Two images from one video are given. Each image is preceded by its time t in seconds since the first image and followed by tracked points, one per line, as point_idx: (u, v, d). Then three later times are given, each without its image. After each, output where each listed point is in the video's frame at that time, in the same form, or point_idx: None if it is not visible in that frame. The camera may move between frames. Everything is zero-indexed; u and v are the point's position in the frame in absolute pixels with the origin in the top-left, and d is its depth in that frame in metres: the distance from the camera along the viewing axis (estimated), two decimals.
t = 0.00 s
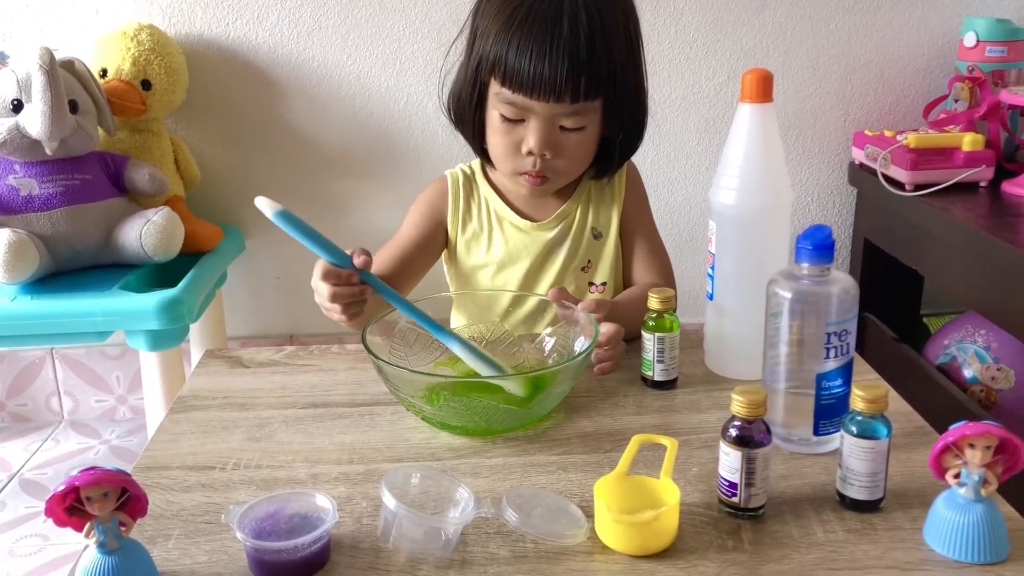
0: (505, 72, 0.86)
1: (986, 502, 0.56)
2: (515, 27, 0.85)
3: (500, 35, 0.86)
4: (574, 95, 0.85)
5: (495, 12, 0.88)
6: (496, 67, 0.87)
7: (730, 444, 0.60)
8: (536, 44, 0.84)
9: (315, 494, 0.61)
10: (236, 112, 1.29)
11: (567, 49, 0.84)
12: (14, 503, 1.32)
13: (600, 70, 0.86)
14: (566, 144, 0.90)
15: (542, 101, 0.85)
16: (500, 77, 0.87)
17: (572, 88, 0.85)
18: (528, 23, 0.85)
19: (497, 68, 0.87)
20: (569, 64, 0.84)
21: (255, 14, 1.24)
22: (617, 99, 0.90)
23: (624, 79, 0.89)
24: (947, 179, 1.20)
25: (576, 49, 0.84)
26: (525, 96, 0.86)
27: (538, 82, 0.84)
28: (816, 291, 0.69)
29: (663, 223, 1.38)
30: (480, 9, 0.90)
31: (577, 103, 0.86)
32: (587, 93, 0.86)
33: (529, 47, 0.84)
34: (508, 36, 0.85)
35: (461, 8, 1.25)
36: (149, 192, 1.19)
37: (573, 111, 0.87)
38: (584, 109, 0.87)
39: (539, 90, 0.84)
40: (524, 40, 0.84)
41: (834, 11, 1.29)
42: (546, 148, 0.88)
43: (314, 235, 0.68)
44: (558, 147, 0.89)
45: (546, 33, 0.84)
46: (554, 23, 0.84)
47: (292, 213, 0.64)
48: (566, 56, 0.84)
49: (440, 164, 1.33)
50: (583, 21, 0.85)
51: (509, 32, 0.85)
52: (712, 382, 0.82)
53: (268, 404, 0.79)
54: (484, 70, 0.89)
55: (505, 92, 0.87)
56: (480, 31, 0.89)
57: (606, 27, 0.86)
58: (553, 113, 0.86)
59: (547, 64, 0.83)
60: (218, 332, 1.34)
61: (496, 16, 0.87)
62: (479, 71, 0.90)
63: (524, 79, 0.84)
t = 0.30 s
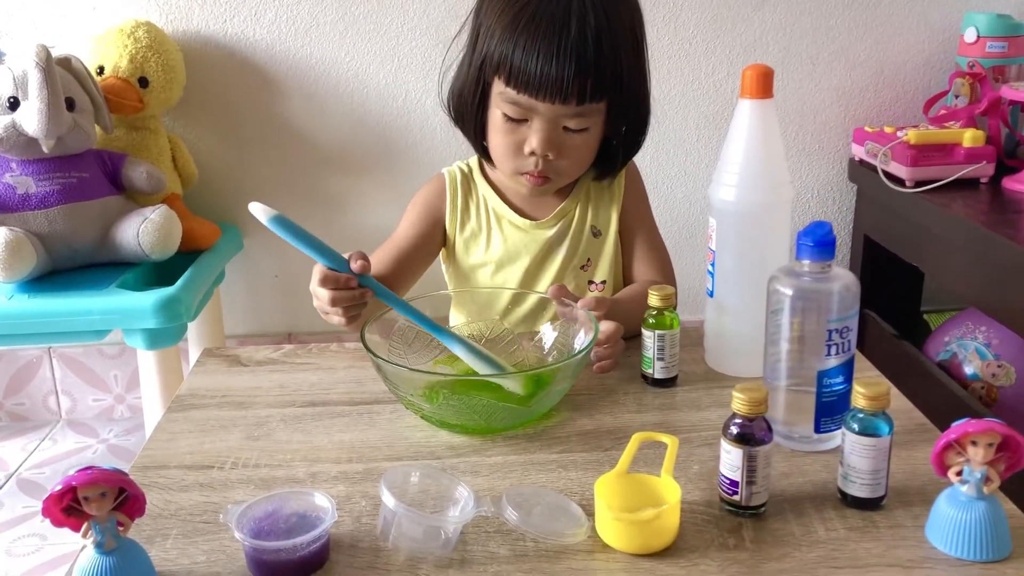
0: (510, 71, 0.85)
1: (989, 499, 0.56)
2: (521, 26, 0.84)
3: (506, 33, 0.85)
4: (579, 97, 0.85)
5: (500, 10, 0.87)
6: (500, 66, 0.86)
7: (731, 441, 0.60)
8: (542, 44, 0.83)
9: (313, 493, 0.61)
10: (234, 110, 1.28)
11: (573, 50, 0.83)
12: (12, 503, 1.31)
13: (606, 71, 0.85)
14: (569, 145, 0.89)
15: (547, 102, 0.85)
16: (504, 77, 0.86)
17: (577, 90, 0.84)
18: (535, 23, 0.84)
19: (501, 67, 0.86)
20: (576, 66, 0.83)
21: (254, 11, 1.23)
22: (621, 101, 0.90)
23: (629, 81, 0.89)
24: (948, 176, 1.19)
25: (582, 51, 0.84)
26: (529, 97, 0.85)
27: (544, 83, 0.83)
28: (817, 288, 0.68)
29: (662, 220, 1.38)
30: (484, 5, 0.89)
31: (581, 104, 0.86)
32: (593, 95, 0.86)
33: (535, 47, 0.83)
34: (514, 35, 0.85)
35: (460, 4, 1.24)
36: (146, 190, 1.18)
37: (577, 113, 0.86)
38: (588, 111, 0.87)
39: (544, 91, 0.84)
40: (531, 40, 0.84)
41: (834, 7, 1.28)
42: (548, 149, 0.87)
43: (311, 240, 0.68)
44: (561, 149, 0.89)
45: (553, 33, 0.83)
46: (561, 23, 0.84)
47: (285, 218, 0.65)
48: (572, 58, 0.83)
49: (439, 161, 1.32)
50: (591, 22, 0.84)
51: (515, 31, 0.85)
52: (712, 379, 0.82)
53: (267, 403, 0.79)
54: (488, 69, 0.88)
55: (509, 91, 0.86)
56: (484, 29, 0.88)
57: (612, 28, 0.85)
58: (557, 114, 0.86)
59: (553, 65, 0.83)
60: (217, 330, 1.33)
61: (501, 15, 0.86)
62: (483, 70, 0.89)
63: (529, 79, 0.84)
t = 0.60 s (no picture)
0: (509, 71, 0.85)
1: (987, 498, 0.56)
2: (521, 26, 0.84)
3: (505, 33, 0.85)
4: (578, 98, 0.85)
5: (500, 9, 0.87)
6: (499, 65, 0.86)
7: (730, 441, 0.60)
8: (542, 44, 0.83)
9: (312, 493, 0.61)
10: (233, 110, 1.28)
11: (573, 51, 0.83)
12: (12, 502, 1.31)
13: (606, 72, 0.85)
14: (567, 145, 0.89)
15: (545, 102, 0.85)
16: (503, 77, 0.86)
17: (577, 91, 0.84)
18: (535, 23, 0.84)
19: (499, 66, 0.86)
20: (575, 67, 0.83)
21: (252, 11, 1.23)
22: (620, 101, 0.90)
23: (628, 82, 0.89)
24: (947, 174, 1.19)
25: (582, 51, 0.84)
26: (529, 97, 0.85)
27: (543, 83, 0.83)
28: (815, 287, 0.68)
29: (661, 219, 1.38)
30: (483, 4, 0.89)
31: (580, 105, 0.86)
32: (592, 96, 0.86)
33: (535, 47, 0.83)
34: (513, 35, 0.85)
35: (459, 3, 1.24)
36: (145, 189, 1.19)
37: (576, 113, 0.86)
38: (587, 112, 0.87)
39: (543, 91, 0.84)
40: (530, 39, 0.84)
41: (833, 6, 1.28)
42: (546, 149, 0.88)
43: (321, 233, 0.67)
44: (559, 149, 0.89)
45: (552, 33, 0.83)
46: (561, 24, 0.84)
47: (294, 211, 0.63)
48: (572, 58, 0.83)
49: (438, 161, 1.32)
50: (590, 23, 0.84)
51: (514, 30, 0.85)
52: (710, 379, 0.82)
53: (266, 403, 0.79)
54: (487, 69, 0.88)
55: (508, 91, 0.86)
56: (483, 28, 0.88)
57: (612, 28, 0.85)
58: (555, 114, 0.86)
59: (553, 65, 0.83)
60: (216, 330, 1.33)
61: (500, 15, 0.86)
62: (482, 69, 0.89)
63: (528, 79, 0.84)
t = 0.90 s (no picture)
0: (511, 66, 0.85)
1: (992, 494, 0.56)
2: (523, 20, 0.84)
3: (507, 27, 0.85)
4: (580, 94, 0.85)
5: (502, 4, 0.87)
6: (501, 59, 0.86)
7: (733, 437, 0.60)
8: (544, 38, 0.83)
9: (315, 488, 0.61)
10: (235, 106, 1.28)
11: (575, 45, 0.83)
12: (14, 498, 1.32)
13: (607, 67, 0.85)
14: (569, 140, 0.89)
15: (547, 97, 0.85)
16: (505, 71, 0.86)
17: (579, 86, 0.84)
18: (537, 18, 0.84)
19: (501, 60, 0.86)
20: (578, 61, 0.83)
21: (254, 7, 1.23)
22: (622, 97, 0.90)
23: (630, 77, 0.89)
24: (950, 171, 1.19)
25: (584, 46, 0.84)
26: (531, 92, 0.85)
27: (546, 78, 0.83)
28: (819, 283, 0.68)
29: (664, 216, 1.38)
30: None
31: (582, 100, 0.86)
32: (594, 91, 0.86)
33: (536, 41, 0.83)
34: (515, 29, 0.85)
35: None
36: (148, 185, 1.18)
37: (578, 108, 0.86)
38: (589, 107, 0.87)
39: (544, 85, 0.84)
40: (533, 33, 0.84)
41: (836, 3, 1.28)
42: (548, 144, 0.87)
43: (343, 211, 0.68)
44: (560, 144, 0.89)
45: (555, 28, 0.83)
46: (563, 18, 0.83)
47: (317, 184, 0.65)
48: (574, 53, 0.83)
49: (441, 157, 1.32)
50: (593, 18, 0.84)
51: (517, 25, 0.84)
52: (714, 375, 0.82)
53: (269, 398, 0.79)
54: (489, 64, 0.88)
55: (510, 86, 0.86)
56: (485, 22, 0.88)
57: (614, 22, 0.85)
58: (557, 108, 0.86)
59: (555, 60, 0.83)
60: (218, 326, 1.33)
61: (503, 10, 0.86)
62: (483, 64, 0.89)
63: (529, 73, 0.84)
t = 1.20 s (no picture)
0: (511, 62, 0.85)
1: (995, 492, 0.56)
2: (523, 17, 0.84)
3: (506, 24, 0.85)
4: (580, 90, 0.85)
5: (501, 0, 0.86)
6: (500, 56, 0.86)
7: (736, 434, 0.60)
8: (544, 34, 0.83)
9: (317, 485, 0.61)
10: (237, 103, 1.28)
11: (575, 42, 0.83)
12: (15, 495, 1.32)
13: (607, 64, 0.85)
14: (570, 138, 0.89)
15: (547, 94, 0.84)
16: (505, 68, 0.86)
17: (579, 82, 0.84)
18: (537, 15, 0.84)
19: (501, 57, 0.86)
20: (578, 58, 0.83)
21: (256, 3, 1.23)
22: (622, 94, 0.90)
23: (630, 74, 0.88)
24: (953, 169, 1.19)
25: (584, 43, 0.83)
26: (530, 89, 0.85)
27: (545, 75, 0.83)
28: (822, 281, 0.68)
29: (665, 213, 1.38)
30: None
31: (582, 97, 0.85)
32: (594, 88, 0.85)
33: (536, 38, 0.83)
34: (515, 26, 0.84)
35: None
36: (150, 182, 1.18)
37: (578, 105, 0.86)
38: (588, 104, 0.87)
39: (544, 82, 0.83)
40: (532, 29, 0.83)
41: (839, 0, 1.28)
42: (548, 142, 0.87)
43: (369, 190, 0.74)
44: (560, 141, 0.89)
45: (554, 24, 0.83)
46: (563, 15, 0.83)
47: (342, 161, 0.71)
48: (574, 50, 0.83)
49: (442, 155, 1.32)
50: (593, 14, 0.84)
51: (516, 22, 0.84)
52: (716, 373, 0.81)
53: (272, 395, 0.79)
54: (489, 60, 0.88)
55: (509, 83, 0.86)
56: (484, 19, 0.88)
57: (614, 19, 0.85)
58: (557, 105, 0.86)
59: (555, 56, 0.83)
60: (220, 323, 1.33)
61: (503, 7, 0.86)
62: (483, 61, 0.89)
63: (529, 70, 0.83)
